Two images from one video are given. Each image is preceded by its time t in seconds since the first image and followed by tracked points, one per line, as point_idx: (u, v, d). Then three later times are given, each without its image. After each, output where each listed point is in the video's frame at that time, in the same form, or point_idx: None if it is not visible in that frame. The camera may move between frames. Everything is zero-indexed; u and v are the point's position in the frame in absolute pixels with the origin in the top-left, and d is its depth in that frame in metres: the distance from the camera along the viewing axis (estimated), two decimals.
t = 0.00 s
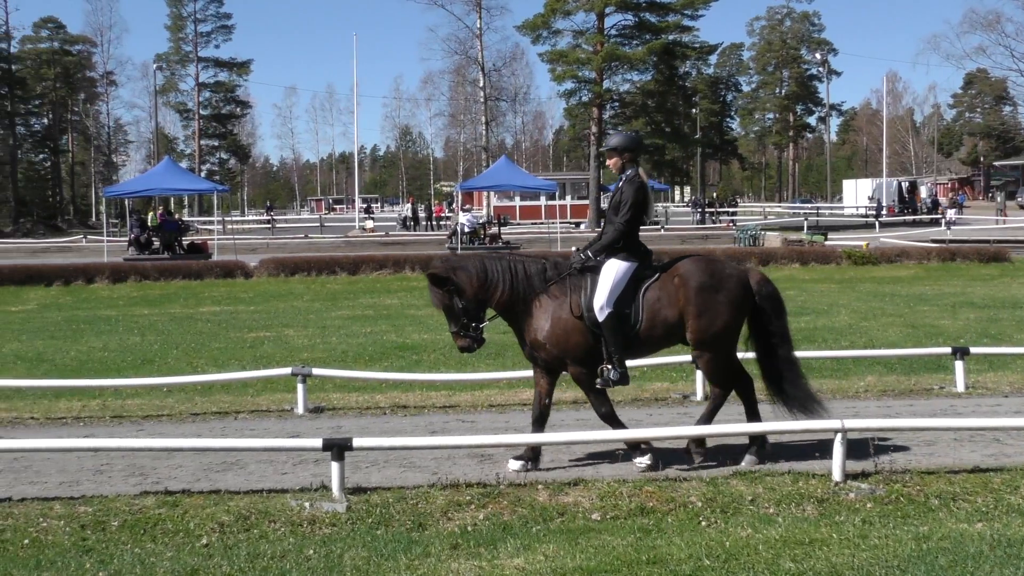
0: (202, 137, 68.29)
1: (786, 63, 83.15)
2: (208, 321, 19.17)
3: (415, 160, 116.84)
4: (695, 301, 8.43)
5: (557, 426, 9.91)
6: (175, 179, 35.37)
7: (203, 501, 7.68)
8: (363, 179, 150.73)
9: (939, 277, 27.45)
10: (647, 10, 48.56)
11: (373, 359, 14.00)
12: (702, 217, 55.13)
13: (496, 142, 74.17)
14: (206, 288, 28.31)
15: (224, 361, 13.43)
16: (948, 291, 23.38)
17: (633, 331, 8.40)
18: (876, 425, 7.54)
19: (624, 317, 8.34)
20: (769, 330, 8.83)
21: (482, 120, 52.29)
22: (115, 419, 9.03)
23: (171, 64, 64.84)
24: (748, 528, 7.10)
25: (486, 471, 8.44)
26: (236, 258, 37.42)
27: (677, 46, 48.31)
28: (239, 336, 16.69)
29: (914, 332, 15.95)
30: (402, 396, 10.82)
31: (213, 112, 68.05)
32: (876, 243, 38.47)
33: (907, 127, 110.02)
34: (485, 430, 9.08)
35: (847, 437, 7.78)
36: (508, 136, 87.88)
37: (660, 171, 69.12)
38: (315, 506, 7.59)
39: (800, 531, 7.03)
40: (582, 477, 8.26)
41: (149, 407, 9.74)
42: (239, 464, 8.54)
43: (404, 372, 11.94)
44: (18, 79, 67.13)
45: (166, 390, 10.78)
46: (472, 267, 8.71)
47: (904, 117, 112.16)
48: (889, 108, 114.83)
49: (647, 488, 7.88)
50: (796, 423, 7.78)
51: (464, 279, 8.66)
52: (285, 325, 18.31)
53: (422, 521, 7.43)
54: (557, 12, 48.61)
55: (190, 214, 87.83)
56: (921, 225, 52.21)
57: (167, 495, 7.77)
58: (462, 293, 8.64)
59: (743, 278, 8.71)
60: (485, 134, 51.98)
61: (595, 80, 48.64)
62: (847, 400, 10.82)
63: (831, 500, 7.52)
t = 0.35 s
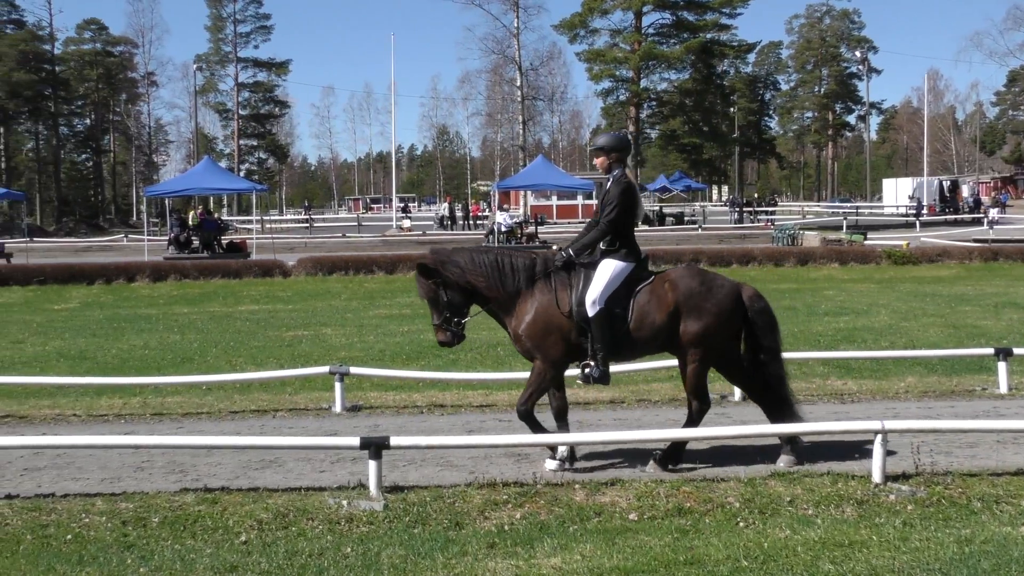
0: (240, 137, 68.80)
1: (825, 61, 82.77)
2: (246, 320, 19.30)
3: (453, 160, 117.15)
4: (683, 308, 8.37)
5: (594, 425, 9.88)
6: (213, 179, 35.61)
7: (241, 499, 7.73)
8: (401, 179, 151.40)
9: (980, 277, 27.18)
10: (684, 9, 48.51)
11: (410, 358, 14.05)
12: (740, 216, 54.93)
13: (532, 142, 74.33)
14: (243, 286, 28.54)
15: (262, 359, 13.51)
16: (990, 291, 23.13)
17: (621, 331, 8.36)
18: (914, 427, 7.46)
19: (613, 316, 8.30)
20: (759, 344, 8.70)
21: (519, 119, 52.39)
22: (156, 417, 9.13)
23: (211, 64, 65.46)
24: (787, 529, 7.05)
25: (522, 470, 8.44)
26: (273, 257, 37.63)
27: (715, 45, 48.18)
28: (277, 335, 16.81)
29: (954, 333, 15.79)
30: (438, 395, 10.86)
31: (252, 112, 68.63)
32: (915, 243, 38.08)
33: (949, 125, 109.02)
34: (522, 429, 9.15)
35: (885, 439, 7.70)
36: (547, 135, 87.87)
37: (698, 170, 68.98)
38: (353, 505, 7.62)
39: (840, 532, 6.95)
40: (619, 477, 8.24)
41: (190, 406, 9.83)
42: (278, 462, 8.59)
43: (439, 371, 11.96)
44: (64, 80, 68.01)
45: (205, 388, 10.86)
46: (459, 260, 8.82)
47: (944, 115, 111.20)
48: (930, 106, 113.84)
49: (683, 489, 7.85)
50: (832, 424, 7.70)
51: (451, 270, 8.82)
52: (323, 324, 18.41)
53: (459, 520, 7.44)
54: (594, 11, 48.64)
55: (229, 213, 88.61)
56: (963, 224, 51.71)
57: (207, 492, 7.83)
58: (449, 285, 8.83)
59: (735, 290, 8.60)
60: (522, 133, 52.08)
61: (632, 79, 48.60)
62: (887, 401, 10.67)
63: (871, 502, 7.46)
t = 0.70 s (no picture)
0: (276, 137, 69.17)
1: (862, 60, 82.06)
2: (281, 319, 19.42)
3: (488, 159, 117.23)
4: (675, 302, 8.32)
5: (630, 425, 9.80)
6: (248, 179, 35.82)
7: (276, 497, 7.77)
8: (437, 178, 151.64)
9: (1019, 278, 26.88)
10: (720, 8, 48.33)
11: (443, 358, 14.09)
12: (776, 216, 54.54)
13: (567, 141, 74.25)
14: (278, 286, 28.71)
15: (295, 358, 13.59)
16: None
17: (610, 330, 8.36)
18: (954, 428, 7.38)
19: (602, 315, 8.30)
20: (750, 337, 8.57)
21: (554, 118, 52.38)
22: (192, 415, 9.21)
23: (247, 65, 65.89)
24: (824, 531, 6.99)
25: (559, 470, 8.44)
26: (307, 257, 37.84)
27: (751, 43, 47.96)
28: (311, 334, 16.88)
29: (994, 333, 15.62)
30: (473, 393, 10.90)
31: (287, 112, 68.98)
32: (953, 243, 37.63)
33: (990, 124, 107.64)
34: (554, 431, 9.36)
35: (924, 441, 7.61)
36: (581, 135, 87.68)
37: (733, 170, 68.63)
38: (387, 503, 7.64)
39: (876, 535, 6.88)
40: (655, 478, 8.23)
41: (226, 404, 9.91)
42: (313, 461, 8.63)
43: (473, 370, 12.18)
44: (104, 81, 68.74)
45: (242, 387, 10.94)
46: (461, 244, 8.95)
47: (984, 114, 109.86)
48: (969, 104, 112.47)
49: (719, 489, 7.82)
50: (870, 426, 7.63)
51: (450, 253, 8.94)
52: (356, 323, 18.49)
53: (494, 519, 7.45)
54: (628, 11, 48.54)
55: (265, 212, 89.17)
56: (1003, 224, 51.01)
57: (242, 490, 7.88)
58: (446, 269, 8.94)
59: (727, 282, 8.49)
60: (557, 133, 52.05)
61: (667, 78, 48.43)
62: (924, 402, 10.57)
63: (909, 504, 7.38)
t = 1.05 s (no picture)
0: (317, 137, 69.68)
1: (906, 58, 81.63)
2: (322, 318, 19.54)
3: (526, 159, 117.37)
4: (666, 304, 8.25)
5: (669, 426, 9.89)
6: (290, 179, 36.08)
7: (318, 495, 7.81)
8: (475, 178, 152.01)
9: None
10: (761, 6, 48.02)
11: (484, 358, 14.09)
12: (818, 216, 54.13)
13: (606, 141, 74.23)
14: (320, 285, 28.88)
15: (337, 357, 13.66)
16: None
17: (597, 332, 8.33)
18: (1002, 431, 7.28)
19: (586, 317, 8.32)
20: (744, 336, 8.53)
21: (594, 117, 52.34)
22: (234, 413, 9.29)
23: (289, 65, 66.36)
24: (867, 534, 6.93)
25: (600, 470, 8.43)
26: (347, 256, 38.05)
27: (793, 42, 47.59)
28: (352, 333, 16.97)
29: None
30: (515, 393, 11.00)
31: (328, 112, 69.37)
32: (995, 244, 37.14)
33: None
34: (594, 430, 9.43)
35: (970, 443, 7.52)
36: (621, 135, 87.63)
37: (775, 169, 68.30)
38: (428, 502, 7.66)
39: (921, 538, 6.80)
40: (695, 478, 8.20)
41: (268, 403, 9.98)
42: (353, 459, 8.68)
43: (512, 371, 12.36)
44: (148, 82, 69.74)
45: (284, 385, 11.03)
46: (467, 242, 8.94)
47: None
48: (1016, 103, 111.03)
49: (760, 490, 7.78)
50: (915, 427, 7.55)
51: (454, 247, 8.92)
52: (397, 323, 18.55)
53: (533, 519, 7.45)
54: (669, 10, 48.40)
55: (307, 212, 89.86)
56: None
57: (284, 488, 7.93)
58: (448, 264, 8.91)
59: (718, 281, 8.42)
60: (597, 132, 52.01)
61: (708, 77, 48.20)
62: (971, 405, 10.43)
63: (954, 507, 7.31)
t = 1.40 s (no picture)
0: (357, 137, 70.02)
1: (950, 56, 81.20)
2: (362, 317, 19.65)
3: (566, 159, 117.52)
4: (665, 317, 8.17)
5: (708, 426, 10.00)
6: (330, 179, 36.29)
7: (358, 493, 7.85)
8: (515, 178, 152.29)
9: None
10: (803, 4, 47.67)
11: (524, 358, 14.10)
12: (859, 215, 53.67)
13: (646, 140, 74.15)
14: (360, 285, 29.00)
15: (377, 356, 13.74)
16: None
17: (592, 336, 8.25)
18: None
19: (583, 320, 8.25)
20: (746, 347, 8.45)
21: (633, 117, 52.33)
22: (275, 412, 9.41)
23: (329, 65, 66.77)
24: (910, 537, 6.86)
25: (640, 469, 8.42)
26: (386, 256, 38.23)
27: (834, 40, 47.15)
28: (391, 333, 17.04)
29: None
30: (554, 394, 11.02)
31: (369, 113, 69.67)
32: None
33: None
34: (634, 430, 9.42)
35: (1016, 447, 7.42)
36: (660, 134, 87.67)
37: (817, 169, 67.92)
38: (467, 501, 7.68)
39: (966, 542, 6.71)
40: (735, 479, 8.16)
41: (308, 402, 10.07)
42: (394, 458, 8.71)
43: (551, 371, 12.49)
44: (190, 82, 70.63)
45: (325, 385, 11.13)
46: (455, 245, 8.95)
47: None
48: None
49: (802, 492, 7.72)
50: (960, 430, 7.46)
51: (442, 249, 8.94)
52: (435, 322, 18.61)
53: (573, 519, 7.45)
54: (710, 8, 48.22)
55: (347, 211, 90.45)
56: None
57: (324, 486, 7.97)
58: (437, 270, 8.95)
59: (716, 293, 8.33)
60: (636, 132, 51.96)
61: (749, 76, 47.92)
62: (1018, 408, 10.29)
63: (1000, 511, 7.21)
